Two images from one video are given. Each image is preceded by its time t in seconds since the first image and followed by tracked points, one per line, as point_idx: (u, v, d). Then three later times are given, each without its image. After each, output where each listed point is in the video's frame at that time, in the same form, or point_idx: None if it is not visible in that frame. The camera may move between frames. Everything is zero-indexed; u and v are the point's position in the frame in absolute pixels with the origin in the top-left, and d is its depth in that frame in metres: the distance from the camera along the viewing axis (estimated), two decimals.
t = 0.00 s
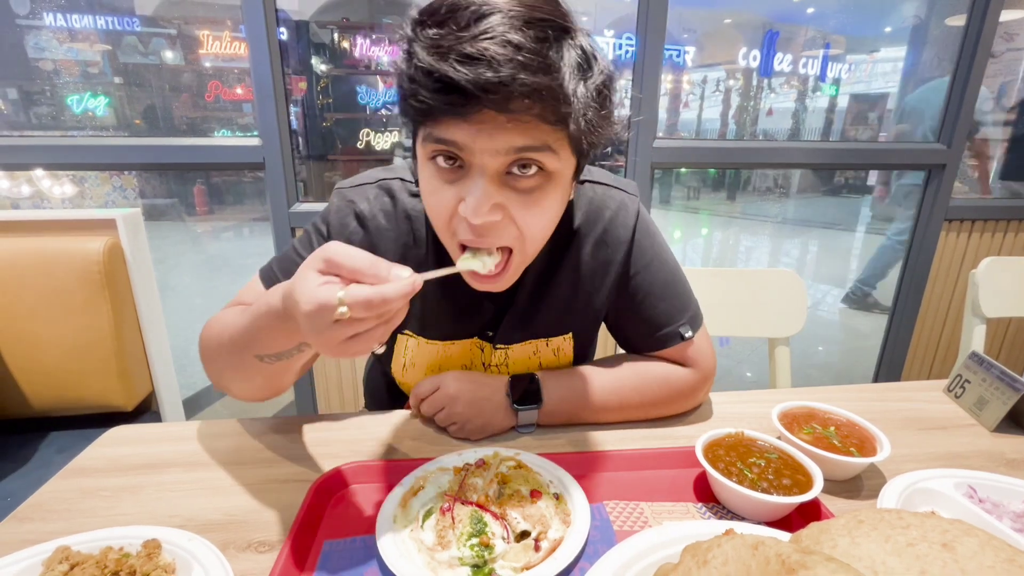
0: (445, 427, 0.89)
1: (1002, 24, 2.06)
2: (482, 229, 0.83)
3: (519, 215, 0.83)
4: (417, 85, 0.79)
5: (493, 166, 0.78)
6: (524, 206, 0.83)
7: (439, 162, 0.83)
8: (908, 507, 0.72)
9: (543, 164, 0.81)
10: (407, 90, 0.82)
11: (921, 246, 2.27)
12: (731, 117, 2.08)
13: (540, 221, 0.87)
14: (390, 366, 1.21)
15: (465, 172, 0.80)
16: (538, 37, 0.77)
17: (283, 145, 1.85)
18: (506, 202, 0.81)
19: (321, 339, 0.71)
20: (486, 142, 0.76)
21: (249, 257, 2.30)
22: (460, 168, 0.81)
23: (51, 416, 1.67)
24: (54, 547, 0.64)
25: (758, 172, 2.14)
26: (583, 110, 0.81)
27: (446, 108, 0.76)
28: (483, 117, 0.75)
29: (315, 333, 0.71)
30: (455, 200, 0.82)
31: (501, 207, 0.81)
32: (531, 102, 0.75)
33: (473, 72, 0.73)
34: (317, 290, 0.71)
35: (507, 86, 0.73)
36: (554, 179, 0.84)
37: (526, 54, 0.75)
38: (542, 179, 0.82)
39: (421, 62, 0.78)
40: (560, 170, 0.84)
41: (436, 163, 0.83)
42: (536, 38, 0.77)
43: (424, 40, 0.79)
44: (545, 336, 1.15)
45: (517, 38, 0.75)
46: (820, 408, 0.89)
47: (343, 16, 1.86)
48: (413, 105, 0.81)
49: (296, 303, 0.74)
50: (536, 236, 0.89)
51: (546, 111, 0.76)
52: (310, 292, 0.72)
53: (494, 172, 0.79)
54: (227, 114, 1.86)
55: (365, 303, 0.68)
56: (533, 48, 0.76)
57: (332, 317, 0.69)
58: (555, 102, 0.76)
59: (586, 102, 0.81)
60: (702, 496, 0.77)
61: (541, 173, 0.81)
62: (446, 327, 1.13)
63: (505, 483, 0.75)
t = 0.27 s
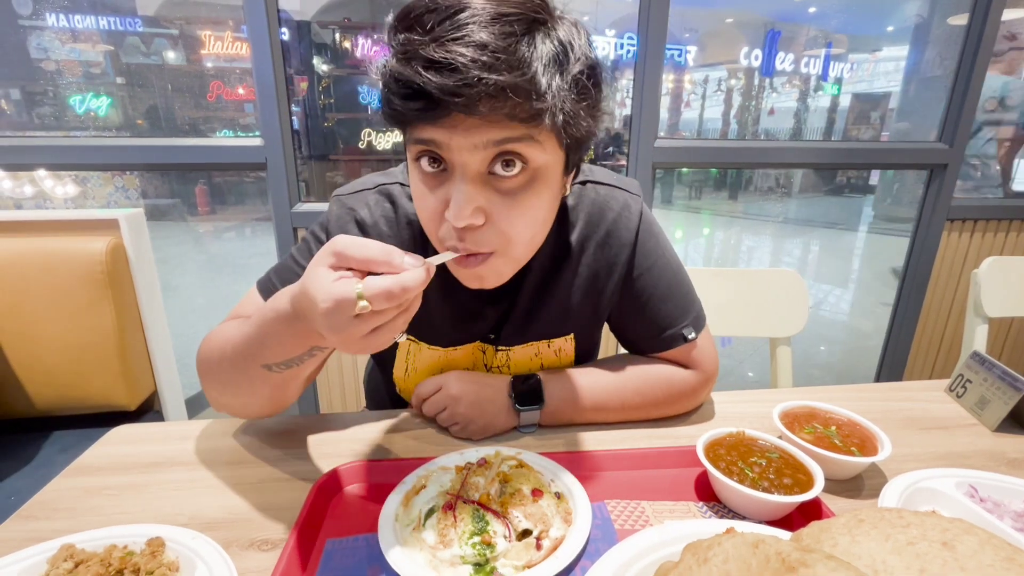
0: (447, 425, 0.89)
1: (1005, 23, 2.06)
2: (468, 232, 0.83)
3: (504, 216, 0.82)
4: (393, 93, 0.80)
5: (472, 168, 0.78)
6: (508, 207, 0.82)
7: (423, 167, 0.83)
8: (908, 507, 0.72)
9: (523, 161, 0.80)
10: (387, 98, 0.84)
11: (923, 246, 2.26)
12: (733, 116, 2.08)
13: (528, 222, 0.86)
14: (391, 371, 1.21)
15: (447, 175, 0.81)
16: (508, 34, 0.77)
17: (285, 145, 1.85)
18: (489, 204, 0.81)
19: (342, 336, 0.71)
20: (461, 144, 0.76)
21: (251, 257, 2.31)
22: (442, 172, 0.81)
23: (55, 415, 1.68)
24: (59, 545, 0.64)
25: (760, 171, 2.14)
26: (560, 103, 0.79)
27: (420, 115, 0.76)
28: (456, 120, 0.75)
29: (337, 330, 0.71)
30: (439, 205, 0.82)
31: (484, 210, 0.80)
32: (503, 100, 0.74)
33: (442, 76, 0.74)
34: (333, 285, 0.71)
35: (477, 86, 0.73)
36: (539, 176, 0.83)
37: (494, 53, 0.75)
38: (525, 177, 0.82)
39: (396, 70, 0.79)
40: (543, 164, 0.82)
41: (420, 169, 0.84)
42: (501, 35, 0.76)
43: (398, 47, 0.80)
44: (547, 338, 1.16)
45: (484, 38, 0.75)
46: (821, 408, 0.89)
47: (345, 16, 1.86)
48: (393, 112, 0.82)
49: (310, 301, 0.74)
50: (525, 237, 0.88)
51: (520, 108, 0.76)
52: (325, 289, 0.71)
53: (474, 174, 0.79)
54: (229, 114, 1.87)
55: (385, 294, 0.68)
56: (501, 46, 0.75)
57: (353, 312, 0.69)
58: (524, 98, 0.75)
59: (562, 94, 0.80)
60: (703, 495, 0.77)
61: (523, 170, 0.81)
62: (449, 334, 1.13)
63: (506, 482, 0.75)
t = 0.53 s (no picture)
0: (447, 426, 0.89)
1: (1007, 22, 2.05)
2: (482, 215, 0.84)
3: (515, 198, 0.83)
4: (404, 86, 0.81)
5: (483, 154, 0.79)
6: (520, 189, 0.83)
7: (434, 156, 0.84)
8: (911, 507, 0.72)
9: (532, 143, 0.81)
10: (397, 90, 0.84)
11: (925, 246, 2.26)
12: (734, 116, 2.07)
13: (538, 203, 0.87)
14: (398, 366, 1.20)
15: (458, 162, 0.81)
16: (511, 24, 0.78)
17: (286, 145, 1.86)
18: (501, 186, 0.82)
19: (320, 315, 0.68)
20: (472, 132, 0.76)
21: (252, 257, 2.31)
22: (454, 159, 0.82)
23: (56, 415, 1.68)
24: (60, 545, 0.64)
25: (761, 171, 2.13)
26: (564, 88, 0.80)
27: (430, 106, 0.77)
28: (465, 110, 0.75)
29: (315, 308, 0.68)
30: (452, 191, 0.83)
31: (496, 192, 0.81)
32: (511, 88, 0.75)
33: (451, 67, 0.74)
34: (313, 262, 0.68)
35: (484, 76, 0.73)
36: (546, 157, 0.84)
37: (499, 43, 0.75)
38: (534, 159, 0.83)
39: (404, 64, 0.80)
40: (550, 144, 0.83)
41: (431, 157, 0.84)
42: (507, 26, 0.77)
43: (406, 41, 0.81)
44: (554, 331, 1.15)
45: (489, 29, 0.76)
46: (823, 408, 0.88)
47: (345, 16, 1.86)
48: (404, 104, 0.83)
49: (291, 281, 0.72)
50: (535, 216, 0.89)
51: (527, 95, 0.76)
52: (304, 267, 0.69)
53: (484, 159, 0.79)
54: (229, 114, 1.86)
55: (365, 270, 0.65)
56: (505, 36, 0.76)
57: (332, 287, 0.67)
58: (532, 84, 0.76)
59: (565, 80, 0.81)
60: (705, 495, 0.77)
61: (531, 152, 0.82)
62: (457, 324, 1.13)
63: (507, 482, 0.75)
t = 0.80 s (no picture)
0: (446, 426, 0.89)
1: (1008, 21, 2.05)
2: (496, 185, 0.89)
3: (529, 168, 0.89)
4: (428, 57, 0.86)
5: (502, 124, 0.85)
6: (533, 160, 0.89)
7: (452, 128, 0.89)
8: (912, 506, 0.72)
9: (546, 119, 0.88)
10: (418, 64, 0.89)
11: (926, 246, 2.25)
12: (735, 116, 2.07)
13: (548, 177, 0.93)
14: (404, 356, 1.20)
15: (477, 133, 0.87)
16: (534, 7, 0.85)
17: (287, 145, 1.86)
18: (516, 157, 0.87)
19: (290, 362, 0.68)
20: (495, 100, 0.83)
21: (253, 257, 2.31)
22: (472, 131, 0.88)
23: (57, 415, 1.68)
24: (61, 545, 0.64)
25: (761, 170, 2.13)
26: (578, 67, 0.88)
27: (457, 74, 0.83)
28: (491, 78, 0.82)
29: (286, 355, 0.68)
30: (469, 161, 0.88)
31: (511, 163, 0.87)
32: (534, 61, 0.82)
33: (480, 37, 0.80)
34: (290, 308, 0.69)
35: (512, 47, 0.80)
36: (557, 134, 0.90)
37: (524, 19, 0.83)
38: (547, 134, 0.89)
39: (430, 36, 0.85)
40: (561, 124, 0.90)
41: (449, 130, 0.89)
42: (531, 6, 0.85)
43: (431, 16, 0.87)
44: (557, 321, 1.15)
45: (515, 8, 0.83)
46: (824, 408, 0.88)
47: (346, 16, 1.86)
48: (425, 76, 0.88)
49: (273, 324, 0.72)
50: (544, 192, 0.94)
51: (547, 68, 0.84)
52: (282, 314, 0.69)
53: (503, 129, 0.86)
54: (230, 114, 1.86)
55: (323, 320, 0.64)
56: (529, 15, 0.84)
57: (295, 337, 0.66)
58: (552, 58, 0.84)
59: (579, 61, 0.88)
60: (706, 495, 0.77)
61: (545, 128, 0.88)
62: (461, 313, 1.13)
63: (508, 481, 0.75)
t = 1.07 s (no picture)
0: (447, 427, 0.89)
1: (1009, 21, 2.04)
2: (496, 171, 0.89)
3: (529, 157, 0.89)
4: (430, 45, 0.87)
5: (503, 111, 0.86)
6: (534, 149, 0.90)
7: (453, 116, 0.89)
8: (912, 506, 0.72)
9: (547, 110, 0.89)
10: (420, 52, 0.90)
11: (927, 246, 2.25)
12: (735, 116, 2.07)
13: (548, 168, 0.94)
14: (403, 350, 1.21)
15: (478, 120, 0.88)
16: None
17: (288, 145, 1.86)
18: (517, 144, 0.88)
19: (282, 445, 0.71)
20: (498, 88, 0.84)
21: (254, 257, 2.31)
22: (473, 118, 0.88)
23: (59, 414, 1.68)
24: (63, 544, 0.64)
25: (762, 170, 2.13)
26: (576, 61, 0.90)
27: (460, 60, 0.83)
28: (494, 66, 0.83)
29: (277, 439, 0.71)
30: (470, 147, 0.88)
31: (512, 149, 0.87)
32: (537, 51, 0.84)
33: (484, 24, 0.82)
34: (273, 394, 0.70)
35: (516, 36, 0.81)
36: (557, 127, 0.92)
37: (527, 11, 0.84)
38: (547, 126, 0.91)
39: (433, 24, 0.86)
40: (560, 117, 0.92)
41: (449, 117, 0.90)
42: None
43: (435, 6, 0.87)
44: (554, 319, 1.15)
45: None
46: (825, 407, 0.88)
47: (346, 16, 1.87)
48: (427, 64, 0.88)
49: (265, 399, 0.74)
50: (543, 183, 0.95)
51: (549, 59, 0.85)
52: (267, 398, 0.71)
53: (504, 117, 0.87)
54: (231, 114, 1.87)
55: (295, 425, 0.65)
56: (532, 7, 0.85)
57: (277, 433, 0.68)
58: (554, 49, 0.85)
59: (578, 55, 0.90)
60: (706, 494, 0.77)
61: (545, 119, 0.89)
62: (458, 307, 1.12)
63: (509, 480, 0.75)
